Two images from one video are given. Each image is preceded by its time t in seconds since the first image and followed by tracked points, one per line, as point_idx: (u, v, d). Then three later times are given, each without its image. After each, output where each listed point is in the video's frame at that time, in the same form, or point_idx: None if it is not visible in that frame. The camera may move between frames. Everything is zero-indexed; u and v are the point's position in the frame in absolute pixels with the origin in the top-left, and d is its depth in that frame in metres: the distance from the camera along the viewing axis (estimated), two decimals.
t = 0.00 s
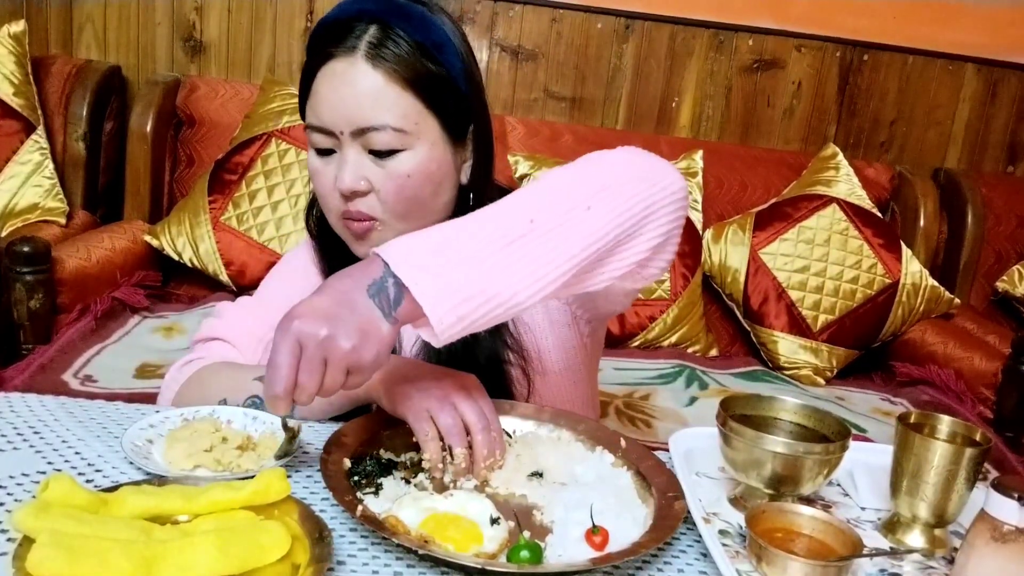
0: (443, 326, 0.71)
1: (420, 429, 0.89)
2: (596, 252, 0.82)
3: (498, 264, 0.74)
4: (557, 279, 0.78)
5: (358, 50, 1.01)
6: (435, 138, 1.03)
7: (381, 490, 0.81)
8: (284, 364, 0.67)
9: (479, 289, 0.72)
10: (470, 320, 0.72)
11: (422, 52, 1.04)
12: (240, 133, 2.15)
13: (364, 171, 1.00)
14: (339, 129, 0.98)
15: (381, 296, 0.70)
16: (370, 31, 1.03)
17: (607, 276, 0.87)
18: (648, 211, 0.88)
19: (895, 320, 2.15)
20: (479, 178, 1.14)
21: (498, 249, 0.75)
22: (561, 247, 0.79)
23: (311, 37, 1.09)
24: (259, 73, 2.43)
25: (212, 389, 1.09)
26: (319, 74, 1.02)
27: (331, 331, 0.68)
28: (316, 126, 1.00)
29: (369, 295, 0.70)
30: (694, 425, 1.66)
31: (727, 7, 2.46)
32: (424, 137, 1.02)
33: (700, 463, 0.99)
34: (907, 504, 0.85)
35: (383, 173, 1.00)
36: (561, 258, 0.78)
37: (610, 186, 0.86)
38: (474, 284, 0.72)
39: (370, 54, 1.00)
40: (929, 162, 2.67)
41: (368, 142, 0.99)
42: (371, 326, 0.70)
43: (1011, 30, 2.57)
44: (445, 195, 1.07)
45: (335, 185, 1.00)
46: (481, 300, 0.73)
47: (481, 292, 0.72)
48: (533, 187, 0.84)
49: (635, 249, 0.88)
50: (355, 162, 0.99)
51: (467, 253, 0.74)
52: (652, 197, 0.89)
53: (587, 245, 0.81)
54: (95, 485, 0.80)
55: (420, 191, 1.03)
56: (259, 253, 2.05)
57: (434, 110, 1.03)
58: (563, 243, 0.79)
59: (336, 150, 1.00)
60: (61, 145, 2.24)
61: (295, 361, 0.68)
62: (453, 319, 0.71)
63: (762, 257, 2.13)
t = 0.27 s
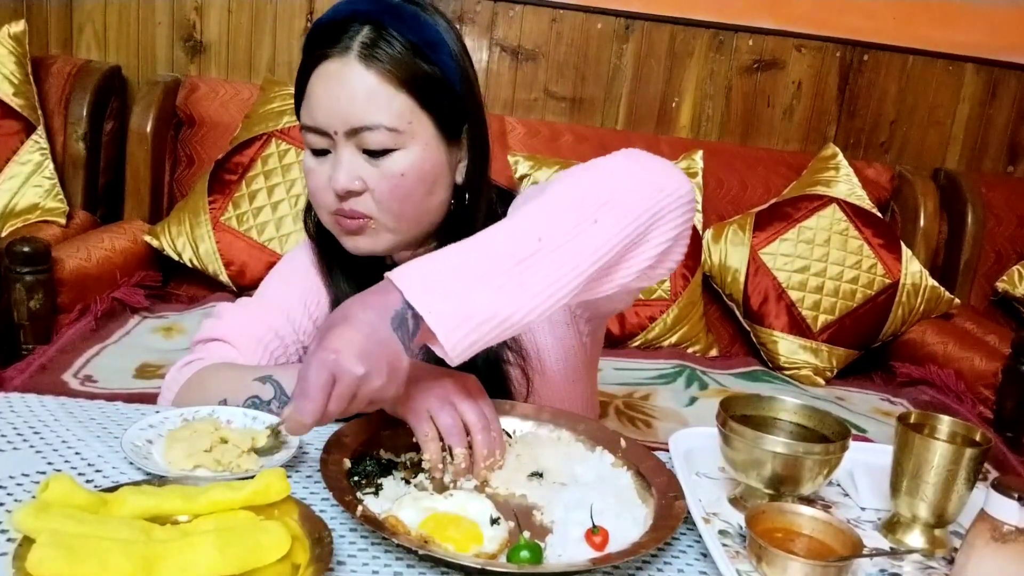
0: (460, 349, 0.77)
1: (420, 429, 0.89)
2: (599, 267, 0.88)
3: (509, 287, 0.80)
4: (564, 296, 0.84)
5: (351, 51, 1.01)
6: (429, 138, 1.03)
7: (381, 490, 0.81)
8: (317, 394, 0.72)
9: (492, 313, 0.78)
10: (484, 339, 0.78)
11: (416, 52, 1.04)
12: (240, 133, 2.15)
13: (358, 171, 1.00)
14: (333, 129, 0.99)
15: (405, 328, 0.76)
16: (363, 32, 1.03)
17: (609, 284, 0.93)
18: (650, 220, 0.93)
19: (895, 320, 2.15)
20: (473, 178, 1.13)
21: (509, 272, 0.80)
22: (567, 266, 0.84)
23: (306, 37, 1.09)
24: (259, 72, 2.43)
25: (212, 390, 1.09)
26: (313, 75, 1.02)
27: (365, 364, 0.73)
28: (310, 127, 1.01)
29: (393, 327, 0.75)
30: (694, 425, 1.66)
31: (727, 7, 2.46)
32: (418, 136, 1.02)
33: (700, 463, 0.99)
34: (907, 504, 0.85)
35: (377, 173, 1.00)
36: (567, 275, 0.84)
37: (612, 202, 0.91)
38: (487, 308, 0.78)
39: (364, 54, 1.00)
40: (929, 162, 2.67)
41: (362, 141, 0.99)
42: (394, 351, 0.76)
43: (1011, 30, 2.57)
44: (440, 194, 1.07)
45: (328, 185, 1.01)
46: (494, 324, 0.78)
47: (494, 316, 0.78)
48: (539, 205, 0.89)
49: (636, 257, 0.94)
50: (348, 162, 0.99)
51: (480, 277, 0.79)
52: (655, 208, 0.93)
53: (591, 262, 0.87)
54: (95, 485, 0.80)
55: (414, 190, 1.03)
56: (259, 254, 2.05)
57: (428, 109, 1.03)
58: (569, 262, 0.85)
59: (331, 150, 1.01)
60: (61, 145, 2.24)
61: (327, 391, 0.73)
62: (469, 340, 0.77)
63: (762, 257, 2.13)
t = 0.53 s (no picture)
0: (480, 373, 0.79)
1: (420, 429, 0.88)
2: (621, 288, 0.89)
3: (530, 313, 0.81)
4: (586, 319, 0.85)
5: (350, 50, 1.01)
6: (427, 137, 1.03)
7: (381, 490, 0.81)
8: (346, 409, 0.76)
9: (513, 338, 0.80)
10: (504, 364, 0.80)
11: (414, 51, 1.04)
12: (240, 133, 2.15)
13: (357, 169, 1.00)
14: (331, 128, 0.98)
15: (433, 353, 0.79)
16: (362, 31, 1.03)
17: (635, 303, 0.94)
18: (673, 240, 0.94)
19: (895, 320, 2.15)
20: (472, 176, 1.13)
21: (531, 297, 0.82)
22: (589, 289, 0.85)
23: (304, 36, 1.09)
24: (259, 72, 2.43)
25: (213, 390, 1.09)
26: (312, 75, 1.02)
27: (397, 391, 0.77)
28: (309, 126, 1.01)
29: (422, 353, 0.79)
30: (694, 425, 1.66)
31: (727, 7, 2.46)
32: (416, 135, 1.02)
33: (700, 462, 0.99)
34: (907, 504, 0.85)
35: (375, 171, 1.00)
36: (589, 298, 0.85)
37: (636, 223, 0.91)
38: (508, 334, 0.80)
39: (362, 54, 1.00)
40: (930, 162, 2.67)
41: (360, 140, 0.99)
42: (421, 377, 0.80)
43: (1011, 30, 2.57)
44: (438, 193, 1.07)
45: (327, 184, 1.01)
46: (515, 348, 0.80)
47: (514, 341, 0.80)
48: (563, 225, 0.90)
49: (660, 276, 0.95)
50: (347, 160, 0.99)
51: (502, 302, 0.80)
52: (678, 228, 0.94)
53: (614, 285, 0.87)
54: (95, 485, 0.80)
55: (412, 189, 1.03)
56: (259, 253, 2.05)
57: (426, 108, 1.03)
58: (591, 285, 0.86)
59: (330, 149, 1.01)
60: (61, 145, 2.24)
61: (355, 408, 0.77)
62: (489, 366, 0.79)
63: (762, 257, 2.13)
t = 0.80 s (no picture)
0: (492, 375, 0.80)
1: (420, 430, 0.89)
2: (636, 290, 0.89)
3: (545, 314, 0.82)
4: (599, 322, 0.85)
5: (353, 49, 1.01)
6: (429, 137, 1.03)
7: (381, 490, 0.81)
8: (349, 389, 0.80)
9: (525, 341, 0.80)
10: (515, 366, 0.81)
11: (417, 51, 1.04)
12: (240, 133, 2.15)
13: (359, 169, 0.99)
14: (333, 127, 0.99)
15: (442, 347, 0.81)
16: (366, 31, 1.03)
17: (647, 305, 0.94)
18: (688, 244, 0.94)
19: (894, 320, 2.15)
20: (475, 177, 1.13)
21: (546, 299, 0.82)
22: (604, 292, 0.86)
23: (308, 36, 1.09)
24: (259, 73, 2.43)
25: (213, 389, 1.09)
26: (315, 73, 1.03)
27: (401, 373, 0.80)
28: (312, 125, 1.01)
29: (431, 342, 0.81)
30: (694, 425, 1.67)
31: (727, 8, 2.46)
32: (418, 135, 1.02)
33: (699, 462, 0.99)
34: (907, 504, 0.85)
35: (377, 171, 1.00)
36: (604, 301, 0.85)
37: (652, 226, 0.91)
38: (521, 337, 0.80)
39: (365, 53, 1.00)
40: (929, 162, 2.67)
41: (362, 139, 0.99)
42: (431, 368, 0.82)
43: (1012, 30, 2.57)
44: (440, 193, 1.07)
45: (329, 183, 1.01)
46: (527, 351, 0.81)
47: (527, 344, 0.80)
48: (581, 225, 0.90)
49: (676, 278, 0.95)
50: (349, 159, 0.99)
51: (517, 304, 0.81)
52: (694, 232, 0.94)
53: (629, 287, 0.88)
54: (95, 485, 0.80)
55: (414, 189, 1.03)
56: (259, 253, 2.05)
57: (428, 108, 1.03)
58: (606, 288, 0.86)
59: (332, 148, 1.01)
60: (61, 146, 2.24)
61: (359, 387, 0.80)
62: (501, 369, 0.80)
63: (762, 257, 2.13)
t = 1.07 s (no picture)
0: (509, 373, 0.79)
1: (420, 431, 0.90)
2: (652, 292, 0.89)
3: (562, 313, 0.82)
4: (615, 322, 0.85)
5: (358, 48, 1.01)
6: (433, 136, 1.03)
7: (381, 490, 0.81)
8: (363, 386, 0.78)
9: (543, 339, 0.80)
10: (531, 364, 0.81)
11: (421, 50, 1.04)
12: (240, 133, 2.15)
13: (362, 168, 1.00)
14: (337, 125, 0.99)
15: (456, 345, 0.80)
16: (370, 30, 1.03)
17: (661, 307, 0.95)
18: (704, 247, 0.94)
19: (895, 320, 2.15)
20: (477, 177, 1.13)
21: (564, 298, 0.82)
22: (621, 292, 0.86)
23: (311, 34, 1.09)
24: (259, 73, 2.43)
25: (214, 388, 1.09)
26: (319, 72, 1.02)
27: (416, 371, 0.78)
28: (315, 123, 1.01)
29: (447, 340, 0.80)
30: (694, 425, 1.67)
31: (727, 8, 2.46)
32: (422, 134, 1.02)
33: (699, 462, 0.99)
34: (907, 504, 0.85)
35: (380, 169, 1.00)
36: (620, 303, 0.85)
37: (669, 228, 0.92)
38: (538, 335, 0.80)
39: (369, 52, 1.00)
40: (929, 162, 2.67)
41: (365, 138, 0.99)
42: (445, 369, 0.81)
43: (1012, 30, 2.57)
44: (442, 193, 1.07)
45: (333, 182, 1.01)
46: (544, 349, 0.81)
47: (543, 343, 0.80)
48: (597, 226, 0.90)
49: (691, 281, 0.95)
50: (352, 158, 1.00)
51: (535, 302, 0.81)
52: (710, 236, 0.94)
53: (645, 288, 0.88)
54: (95, 485, 0.80)
55: (417, 188, 1.03)
56: (259, 253, 2.05)
57: (431, 108, 1.03)
58: (623, 288, 0.86)
59: (336, 146, 1.01)
60: (61, 145, 2.24)
61: (372, 384, 0.78)
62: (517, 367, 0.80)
63: (762, 257, 2.13)
